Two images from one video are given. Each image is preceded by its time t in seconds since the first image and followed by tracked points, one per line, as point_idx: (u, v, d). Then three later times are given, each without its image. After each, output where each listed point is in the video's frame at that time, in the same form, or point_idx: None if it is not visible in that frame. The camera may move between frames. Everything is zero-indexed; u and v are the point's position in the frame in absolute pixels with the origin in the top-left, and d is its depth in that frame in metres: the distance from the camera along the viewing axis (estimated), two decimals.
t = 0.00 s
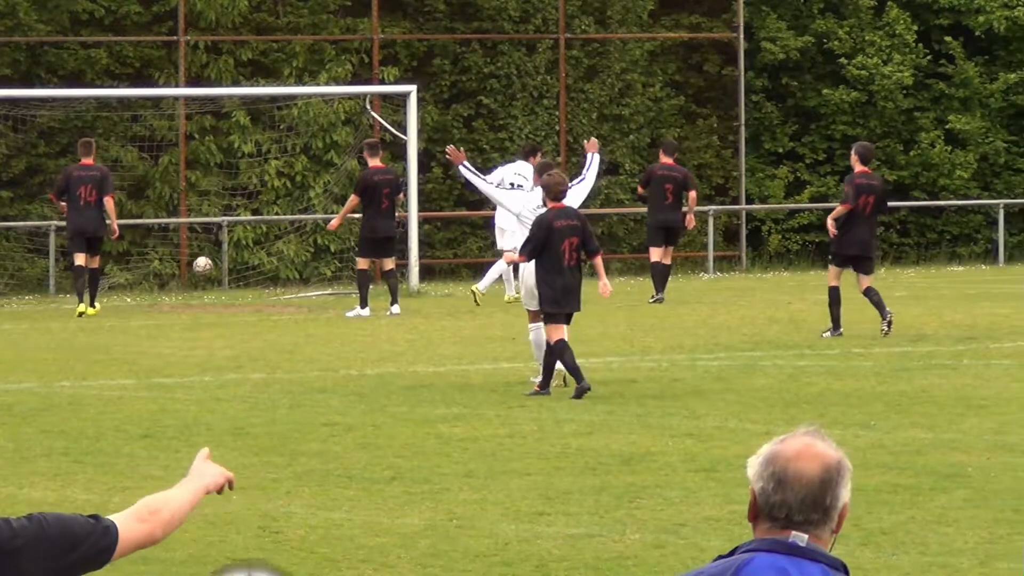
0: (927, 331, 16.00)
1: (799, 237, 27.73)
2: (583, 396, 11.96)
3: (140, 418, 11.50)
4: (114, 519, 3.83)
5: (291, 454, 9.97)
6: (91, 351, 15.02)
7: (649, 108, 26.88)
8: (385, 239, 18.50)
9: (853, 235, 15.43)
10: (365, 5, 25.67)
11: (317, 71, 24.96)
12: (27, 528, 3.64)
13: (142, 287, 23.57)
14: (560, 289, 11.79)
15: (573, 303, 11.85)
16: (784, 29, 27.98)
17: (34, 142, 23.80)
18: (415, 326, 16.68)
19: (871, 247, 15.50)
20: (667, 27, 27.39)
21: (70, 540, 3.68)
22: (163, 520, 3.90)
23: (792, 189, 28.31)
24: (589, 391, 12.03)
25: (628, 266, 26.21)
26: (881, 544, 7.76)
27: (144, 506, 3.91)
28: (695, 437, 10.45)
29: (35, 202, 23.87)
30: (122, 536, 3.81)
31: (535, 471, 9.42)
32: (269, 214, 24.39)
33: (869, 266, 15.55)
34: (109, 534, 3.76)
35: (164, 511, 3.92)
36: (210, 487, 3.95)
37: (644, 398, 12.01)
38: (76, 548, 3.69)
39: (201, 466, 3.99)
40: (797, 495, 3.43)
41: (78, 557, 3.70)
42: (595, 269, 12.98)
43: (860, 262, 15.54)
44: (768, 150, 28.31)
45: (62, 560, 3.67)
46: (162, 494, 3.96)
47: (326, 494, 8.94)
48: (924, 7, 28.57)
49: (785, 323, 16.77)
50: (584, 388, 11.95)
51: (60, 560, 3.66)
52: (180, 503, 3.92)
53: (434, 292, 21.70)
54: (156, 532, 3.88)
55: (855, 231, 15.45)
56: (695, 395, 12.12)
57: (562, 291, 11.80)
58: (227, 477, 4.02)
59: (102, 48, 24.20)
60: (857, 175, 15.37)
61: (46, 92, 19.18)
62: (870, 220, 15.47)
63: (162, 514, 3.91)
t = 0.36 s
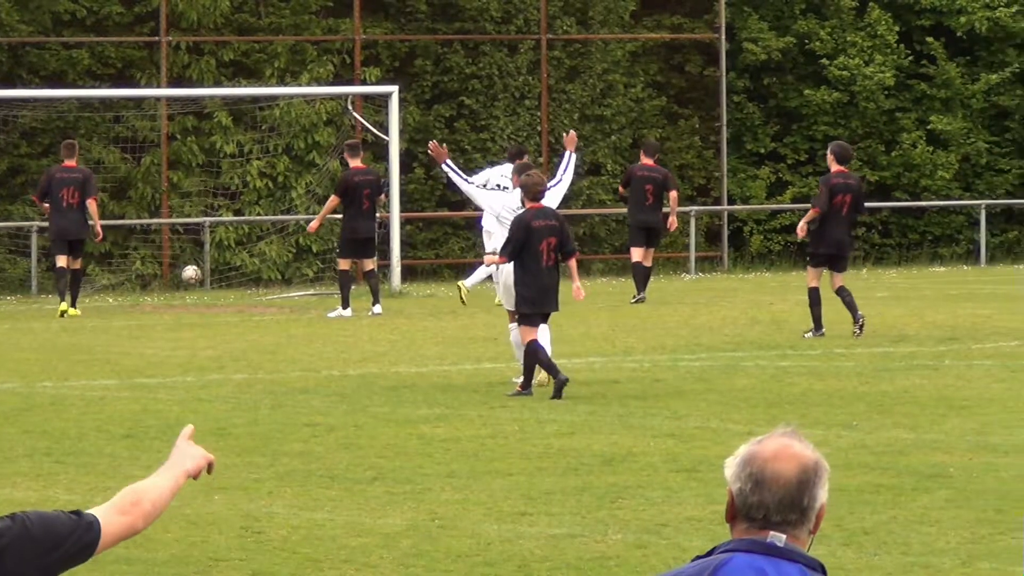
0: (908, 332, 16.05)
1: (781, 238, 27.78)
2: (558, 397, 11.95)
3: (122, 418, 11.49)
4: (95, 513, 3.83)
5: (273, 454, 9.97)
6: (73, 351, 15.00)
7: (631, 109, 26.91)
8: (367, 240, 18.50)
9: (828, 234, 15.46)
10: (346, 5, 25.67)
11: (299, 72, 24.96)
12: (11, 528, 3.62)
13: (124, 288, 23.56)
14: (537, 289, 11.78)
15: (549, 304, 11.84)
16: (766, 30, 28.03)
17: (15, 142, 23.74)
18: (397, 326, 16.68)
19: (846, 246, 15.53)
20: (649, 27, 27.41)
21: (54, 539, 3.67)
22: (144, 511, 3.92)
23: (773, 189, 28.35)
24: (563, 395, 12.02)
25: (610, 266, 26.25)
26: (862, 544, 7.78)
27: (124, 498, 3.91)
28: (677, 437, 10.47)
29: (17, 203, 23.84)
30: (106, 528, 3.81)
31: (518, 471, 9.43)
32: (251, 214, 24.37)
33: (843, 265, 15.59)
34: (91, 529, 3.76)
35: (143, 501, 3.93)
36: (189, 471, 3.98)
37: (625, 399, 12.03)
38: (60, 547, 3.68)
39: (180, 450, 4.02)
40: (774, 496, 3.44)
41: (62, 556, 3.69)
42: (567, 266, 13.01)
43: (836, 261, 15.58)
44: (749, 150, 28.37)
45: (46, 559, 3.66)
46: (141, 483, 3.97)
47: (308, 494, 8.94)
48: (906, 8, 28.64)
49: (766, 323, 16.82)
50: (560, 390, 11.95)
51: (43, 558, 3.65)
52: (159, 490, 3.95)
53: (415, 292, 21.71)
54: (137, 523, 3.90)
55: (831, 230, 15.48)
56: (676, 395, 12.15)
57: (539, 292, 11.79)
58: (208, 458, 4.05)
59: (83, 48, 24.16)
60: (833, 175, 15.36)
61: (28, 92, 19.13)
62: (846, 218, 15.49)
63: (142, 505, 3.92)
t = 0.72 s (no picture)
0: (899, 332, 16.06)
1: (773, 237, 27.78)
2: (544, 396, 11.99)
3: (113, 417, 11.47)
4: (87, 511, 3.82)
5: (264, 454, 9.96)
6: (63, 351, 14.97)
7: (622, 109, 26.90)
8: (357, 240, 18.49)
9: (818, 233, 15.49)
10: (337, 5, 25.65)
11: (290, 71, 24.95)
12: (2, 529, 3.61)
13: (116, 288, 23.55)
14: (525, 289, 11.78)
15: (537, 303, 11.84)
16: (757, 29, 28.04)
17: (6, 142, 23.73)
18: (388, 326, 16.67)
19: (836, 245, 15.56)
20: (640, 27, 27.40)
21: (44, 540, 3.66)
22: (135, 507, 3.91)
23: (765, 189, 28.35)
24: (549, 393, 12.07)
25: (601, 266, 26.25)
26: (854, 545, 7.78)
27: (116, 493, 3.91)
28: (668, 437, 10.47)
29: (8, 202, 23.85)
30: (98, 527, 3.80)
31: (509, 471, 9.42)
32: (242, 213, 24.35)
33: (833, 263, 15.62)
34: (83, 527, 3.75)
35: (135, 497, 3.92)
36: (181, 465, 3.94)
37: (617, 399, 12.02)
38: (51, 548, 3.67)
39: (171, 442, 3.98)
40: (763, 497, 3.44)
41: (52, 557, 3.68)
42: (551, 267, 13.01)
43: (826, 260, 15.60)
44: (740, 150, 28.36)
45: (37, 559, 3.65)
46: (133, 478, 3.96)
47: (299, 494, 8.93)
48: (897, 8, 28.67)
49: (757, 323, 16.82)
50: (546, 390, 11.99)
51: (34, 559, 3.65)
52: (151, 487, 3.93)
53: (406, 292, 21.70)
54: (129, 519, 3.89)
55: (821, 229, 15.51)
56: (667, 395, 12.14)
57: (527, 291, 11.79)
58: (200, 450, 4.02)
59: (75, 48, 24.14)
60: (822, 173, 15.40)
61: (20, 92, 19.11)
62: (835, 217, 15.52)
63: (134, 501, 3.91)
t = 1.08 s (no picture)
0: (881, 332, 16.10)
1: (756, 237, 27.83)
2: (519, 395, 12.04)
3: (96, 417, 11.45)
4: (70, 508, 3.81)
5: (248, 454, 9.95)
6: (46, 351, 14.94)
7: (605, 109, 26.91)
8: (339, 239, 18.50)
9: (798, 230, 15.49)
10: (320, 5, 25.64)
11: (273, 72, 24.92)
12: None
13: (99, 289, 23.52)
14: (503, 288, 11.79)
15: (515, 303, 11.85)
16: (740, 30, 28.08)
17: None
18: (371, 327, 16.67)
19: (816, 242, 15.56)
20: (624, 27, 27.40)
21: (30, 539, 3.64)
22: (117, 502, 3.91)
23: (748, 189, 28.38)
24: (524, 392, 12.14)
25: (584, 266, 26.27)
26: (837, 545, 7.80)
27: (98, 489, 3.90)
28: (651, 437, 10.48)
29: None
30: (82, 523, 3.79)
31: (493, 471, 9.43)
32: (226, 214, 24.34)
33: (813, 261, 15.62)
34: (67, 524, 3.74)
35: (118, 492, 3.92)
36: (159, 455, 3.96)
37: (600, 399, 12.04)
38: (38, 545, 3.66)
39: (149, 433, 3.98)
40: (741, 496, 3.45)
41: (39, 554, 3.67)
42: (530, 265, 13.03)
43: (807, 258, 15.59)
44: (724, 150, 28.39)
45: (23, 557, 3.63)
46: (112, 472, 3.96)
47: (283, 494, 8.92)
48: (880, 8, 28.72)
49: (741, 323, 16.85)
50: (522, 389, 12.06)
51: (21, 557, 3.63)
52: (131, 481, 3.93)
53: (390, 292, 21.71)
54: (111, 514, 3.88)
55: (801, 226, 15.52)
56: (650, 395, 12.16)
57: (504, 291, 11.80)
58: (177, 440, 4.02)
59: (58, 48, 24.09)
60: (800, 171, 15.43)
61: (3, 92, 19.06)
62: (814, 214, 15.54)
63: (117, 495, 3.91)
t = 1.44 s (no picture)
0: (865, 331, 16.14)
1: (741, 237, 27.88)
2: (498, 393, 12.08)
3: (81, 417, 11.44)
4: (56, 506, 3.80)
5: (233, 454, 9.94)
6: (31, 351, 14.91)
7: (591, 109, 26.93)
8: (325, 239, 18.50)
9: (781, 227, 15.51)
10: (305, 5, 25.62)
11: (258, 71, 24.89)
12: None
13: (85, 289, 23.50)
14: (485, 287, 11.81)
15: (497, 301, 11.87)
16: (725, 30, 28.10)
17: None
18: (356, 327, 16.67)
19: (798, 239, 15.58)
20: (609, 27, 27.43)
21: (17, 538, 3.64)
22: (103, 499, 3.90)
23: (733, 189, 28.43)
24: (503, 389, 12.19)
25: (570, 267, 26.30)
26: (823, 545, 7.82)
27: (83, 487, 3.89)
28: (636, 437, 10.50)
29: None
30: (69, 521, 3.79)
31: (479, 471, 9.44)
32: (211, 214, 24.33)
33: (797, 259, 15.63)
34: (53, 522, 3.74)
35: (102, 489, 3.91)
36: (140, 451, 3.96)
37: (586, 399, 12.05)
38: (24, 545, 3.65)
39: (129, 429, 3.98)
40: (723, 497, 3.45)
41: (26, 554, 3.67)
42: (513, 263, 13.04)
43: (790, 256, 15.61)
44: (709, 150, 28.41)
45: (10, 556, 3.63)
46: (96, 469, 3.95)
47: (269, 494, 8.92)
48: (865, 8, 28.78)
49: (726, 323, 16.88)
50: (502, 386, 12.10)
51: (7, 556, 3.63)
52: (116, 476, 3.93)
53: (376, 292, 21.71)
54: (97, 511, 3.88)
55: (783, 224, 15.54)
56: (635, 395, 12.18)
57: (487, 290, 11.82)
58: (157, 435, 4.02)
59: (43, 47, 24.06)
60: (781, 168, 15.48)
61: None
62: (796, 211, 15.56)
63: (102, 492, 3.90)
